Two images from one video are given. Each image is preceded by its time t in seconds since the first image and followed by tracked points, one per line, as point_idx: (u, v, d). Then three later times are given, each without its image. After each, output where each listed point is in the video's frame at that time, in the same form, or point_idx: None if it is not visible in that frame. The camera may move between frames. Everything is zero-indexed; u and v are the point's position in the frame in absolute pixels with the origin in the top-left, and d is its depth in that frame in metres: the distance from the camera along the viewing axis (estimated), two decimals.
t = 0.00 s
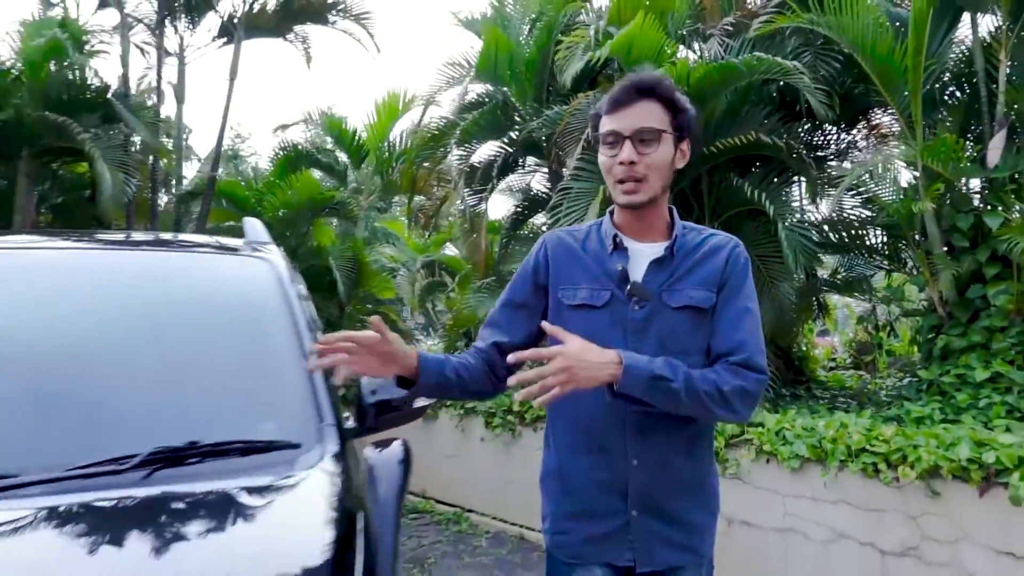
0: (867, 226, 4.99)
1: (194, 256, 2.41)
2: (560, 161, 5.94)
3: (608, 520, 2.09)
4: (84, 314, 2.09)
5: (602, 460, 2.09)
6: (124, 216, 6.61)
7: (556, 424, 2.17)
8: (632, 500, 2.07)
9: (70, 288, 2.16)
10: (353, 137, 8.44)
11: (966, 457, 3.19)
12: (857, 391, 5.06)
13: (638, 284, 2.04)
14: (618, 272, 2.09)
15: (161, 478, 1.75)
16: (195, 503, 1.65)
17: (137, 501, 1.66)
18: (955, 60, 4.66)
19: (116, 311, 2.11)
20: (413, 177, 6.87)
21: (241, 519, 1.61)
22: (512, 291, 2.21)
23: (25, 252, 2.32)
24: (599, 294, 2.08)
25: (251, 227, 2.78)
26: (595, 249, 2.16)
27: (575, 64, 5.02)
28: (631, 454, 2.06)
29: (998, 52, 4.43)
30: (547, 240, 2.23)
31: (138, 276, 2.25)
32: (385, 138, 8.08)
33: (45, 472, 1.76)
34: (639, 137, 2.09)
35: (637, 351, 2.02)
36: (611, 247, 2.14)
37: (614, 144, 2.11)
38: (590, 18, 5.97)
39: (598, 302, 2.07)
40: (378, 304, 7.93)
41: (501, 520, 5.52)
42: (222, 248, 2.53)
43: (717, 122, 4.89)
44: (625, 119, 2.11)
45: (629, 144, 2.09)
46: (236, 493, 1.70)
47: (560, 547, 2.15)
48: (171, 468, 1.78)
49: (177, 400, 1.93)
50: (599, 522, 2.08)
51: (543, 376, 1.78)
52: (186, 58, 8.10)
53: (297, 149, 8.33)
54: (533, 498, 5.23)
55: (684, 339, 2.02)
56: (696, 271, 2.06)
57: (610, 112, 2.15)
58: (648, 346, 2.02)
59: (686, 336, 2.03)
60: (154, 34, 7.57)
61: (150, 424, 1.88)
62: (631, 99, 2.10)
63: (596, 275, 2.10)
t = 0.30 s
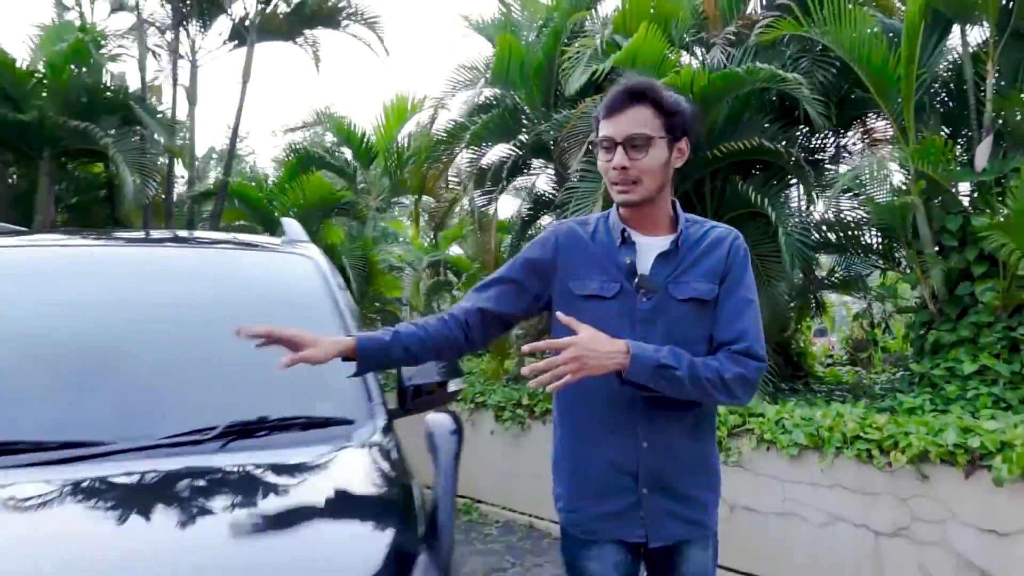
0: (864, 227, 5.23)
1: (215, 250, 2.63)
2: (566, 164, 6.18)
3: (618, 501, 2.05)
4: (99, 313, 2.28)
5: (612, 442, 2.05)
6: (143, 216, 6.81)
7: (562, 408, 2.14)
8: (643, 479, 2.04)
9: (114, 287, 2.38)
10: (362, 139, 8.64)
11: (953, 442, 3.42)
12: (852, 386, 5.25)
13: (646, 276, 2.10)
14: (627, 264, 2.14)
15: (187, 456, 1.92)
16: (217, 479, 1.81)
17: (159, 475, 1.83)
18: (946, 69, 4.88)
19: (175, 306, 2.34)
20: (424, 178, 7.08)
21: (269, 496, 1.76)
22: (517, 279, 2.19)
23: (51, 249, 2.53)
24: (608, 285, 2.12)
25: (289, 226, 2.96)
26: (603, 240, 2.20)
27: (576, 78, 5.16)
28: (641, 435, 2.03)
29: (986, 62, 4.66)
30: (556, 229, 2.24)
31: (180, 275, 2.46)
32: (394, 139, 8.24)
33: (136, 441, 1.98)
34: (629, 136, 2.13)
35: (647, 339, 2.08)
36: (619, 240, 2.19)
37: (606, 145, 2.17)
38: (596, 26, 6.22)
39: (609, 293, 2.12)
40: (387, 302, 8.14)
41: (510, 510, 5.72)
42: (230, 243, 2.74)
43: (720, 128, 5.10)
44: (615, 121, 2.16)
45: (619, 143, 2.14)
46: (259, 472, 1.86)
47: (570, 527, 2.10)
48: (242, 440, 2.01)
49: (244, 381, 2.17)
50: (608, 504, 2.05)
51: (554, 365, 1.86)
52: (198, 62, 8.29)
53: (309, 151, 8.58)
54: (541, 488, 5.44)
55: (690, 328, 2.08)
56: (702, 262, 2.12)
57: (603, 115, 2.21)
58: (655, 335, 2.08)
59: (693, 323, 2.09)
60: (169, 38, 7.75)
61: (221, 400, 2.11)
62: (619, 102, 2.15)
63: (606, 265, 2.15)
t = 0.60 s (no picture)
0: (857, 228, 5.40)
1: (231, 244, 2.81)
2: (570, 166, 6.42)
3: (635, 477, 2.17)
4: (130, 308, 2.40)
5: (628, 422, 2.18)
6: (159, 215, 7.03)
7: (580, 392, 2.27)
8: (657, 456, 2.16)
9: (169, 279, 2.54)
10: (368, 141, 8.84)
11: (940, 429, 3.66)
12: (845, 379, 5.48)
13: (657, 271, 2.28)
14: (639, 260, 2.31)
15: (210, 440, 2.00)
16: (236, 457, 1.87)
17: (180, 455, 1.89)
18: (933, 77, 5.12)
19: (231, 296, 2.52)
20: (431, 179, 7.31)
21: (289, 471, 1.81)
22: (536, 274, 2.36)
23: (94, 244, 2.69)
24: (622, 279, 2.30)
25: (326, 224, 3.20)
26: (616, 236, 2.37)
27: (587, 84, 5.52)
28: (655, 416, 2.16)
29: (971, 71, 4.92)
30: (571, 227, 2.41)
31: (218, 271, 2.62)
32: (399, 140, 8.37)
33: (210, 415, 2.14)
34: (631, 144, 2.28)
35: (659, 328, 2.26)
36: (631, 237, 2.36)
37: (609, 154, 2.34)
38: (599, 34, 6.43)
39: (623, 287, 2.29)
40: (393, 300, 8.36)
41: (515, 499, 5.93)
42: (251, 237, 2.91)
43: (718, 133, 5.35)
44: (616, 131, 2.31)
45: (622, 152, 2.29)
46: (280, 451, 1.92)
47: (590, 500, 2.23)
48: (305, 416, 2.18)
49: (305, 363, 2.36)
50: (626, 480, 2.18)
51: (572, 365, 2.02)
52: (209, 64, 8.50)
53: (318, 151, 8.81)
54: (546, 477, 5.66)
55: (698, 317, 2.26)
56: (708, 255, 2.28)
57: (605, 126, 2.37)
58: (667, 325, 2.26)
59: (701, 312, 2.26)
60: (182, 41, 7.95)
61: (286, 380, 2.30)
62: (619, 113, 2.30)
63: (620, 261, 2.32)
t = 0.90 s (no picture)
0: (848, 228, 5.71)
1: (242, 239, 3.01)
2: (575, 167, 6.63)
3: (649, 456, 2.36)
4: (142, 307, 2.57)
5: (641, 406, 2.38)
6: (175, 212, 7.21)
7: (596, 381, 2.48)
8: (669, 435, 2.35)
9: (220, 276, 2.75)
10: (374, 141, 9.06)
11: (926, 416, 3.92)
12: (838, 372, 5.71)
13: (662, 267, 2.47)
14: (645, 258, 2.51)
15: (226, 421, 2.16)
16: (251, 439, 2.02)
17: (193, 438, 2.04)
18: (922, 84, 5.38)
19: (277, 291, 2.74)
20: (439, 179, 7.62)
21: (305, 450, 1.95)
22: (553, 273, 2.61)
23: (126, 244, 2.91)
24: (630, 276, 2.49)
25: (355, 221, 3.40)
26: (622, 237, 2.57)
27: (591, 92, 5.79)
28: (666, 398, 2.36)
29: (957, 79, 5.18)
30: (581, 230, 2.62)
31: (246, 268, 2.82)
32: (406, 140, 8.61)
33: (274, 394, 2.35)
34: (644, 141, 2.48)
35: (666, 320, 2.45)
36: (637, 236, 2.56)
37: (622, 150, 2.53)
38: (603, 40, 6.65)
39: (631, 283, 2.49)
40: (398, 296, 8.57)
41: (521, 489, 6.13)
42: (261, 234, 3.12)
43: (716, 136, 5.59)
44: (631, 128, 2.51)
45: (636, 148, 2.49)
46: (294, 433, 2.07)
47: (608, 480, 2.42)
48: (353, 396, 2.38)
49: (351, 348, 2.57)
50: (641, 459, 2.36)
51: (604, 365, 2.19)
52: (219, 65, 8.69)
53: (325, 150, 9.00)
54: (551, 467, 5.86)
55: (702, 309, 2.45)
56: (709, 251, 2.47)
57: (619, 124, 2.57)
58: (673, 317, 2.45)
59: (704, 304, 2.45)
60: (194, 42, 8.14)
61: (336, 363, 2.51)
62: (634, 113, 2.50)
63: (627, 259, 2.52)
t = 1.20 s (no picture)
0: (841, 225, 5.93)
1: (254, 236, 3.20)
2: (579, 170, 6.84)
3: (662, 433, 2.57)
4: (173, 301, 2.74)
5: (653, 388, 2.60)
6: (189, 212, 7.37)
7: (609, 366, 2.69)
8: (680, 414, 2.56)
9: (262, 271, 2.97)
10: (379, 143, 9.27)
11: (913, 404, 4.16)
12: (831, 366, 5.95)
13: (670, 260, 2.61)
14: (653, 251, 2.64)
15: (242, 404, 2.29)
16: (266, 421, 2.13)
17: (208, 419, 2.15)
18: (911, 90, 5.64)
19: (314, 284, 2.96)
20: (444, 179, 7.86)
21: (321, 431, 2.06)
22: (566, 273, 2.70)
23: (161, 238, 3.09)
24: (641, 269, 2.61)
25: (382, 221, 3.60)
26: (630, 233, 2.68)
27: (594, 99, 6.06)
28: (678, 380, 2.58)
29: (944, 85, 5.44)
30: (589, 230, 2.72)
31: (276, 263, 3.03)
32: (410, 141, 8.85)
33: (321, 374, 2.57)
34: (650, 144, 2.61)
35: (675, 310, 2.58)
36: (644, 231, 2.67)
37: (628, 151, 2.66)
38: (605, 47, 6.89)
39: (642, 276, 2.60)
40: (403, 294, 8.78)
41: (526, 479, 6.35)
42: (273, 230, 3.30)
43: (714, 141, 5.82)
44: (637, 131, 2.64)
45: (641, 150, 2.62)
46: (308, 415, 2.18)
47: (624, 456, 2.64)
48: (392, 379, 2.61)
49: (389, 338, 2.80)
50: (655, 436, 2.58)
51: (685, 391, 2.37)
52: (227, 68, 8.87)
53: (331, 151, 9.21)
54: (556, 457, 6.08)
55: (710, 296, 2.62)
56: (713, 243, 2.64)
57: (626, 128, 2.69)
58: (681, 305, 2.59)
59: (708, 293, 2.62)
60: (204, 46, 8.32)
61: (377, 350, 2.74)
62: (641, 115, 2.63)
63: (637, 254, 2.63)
